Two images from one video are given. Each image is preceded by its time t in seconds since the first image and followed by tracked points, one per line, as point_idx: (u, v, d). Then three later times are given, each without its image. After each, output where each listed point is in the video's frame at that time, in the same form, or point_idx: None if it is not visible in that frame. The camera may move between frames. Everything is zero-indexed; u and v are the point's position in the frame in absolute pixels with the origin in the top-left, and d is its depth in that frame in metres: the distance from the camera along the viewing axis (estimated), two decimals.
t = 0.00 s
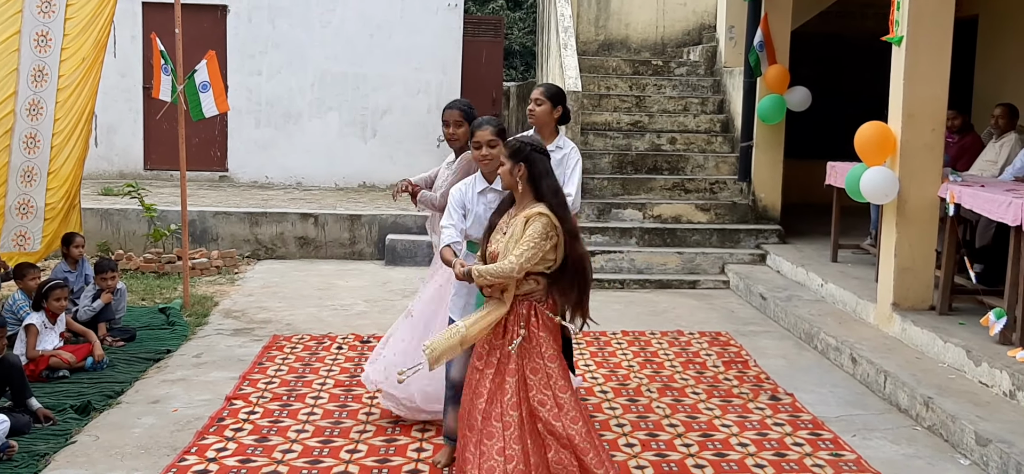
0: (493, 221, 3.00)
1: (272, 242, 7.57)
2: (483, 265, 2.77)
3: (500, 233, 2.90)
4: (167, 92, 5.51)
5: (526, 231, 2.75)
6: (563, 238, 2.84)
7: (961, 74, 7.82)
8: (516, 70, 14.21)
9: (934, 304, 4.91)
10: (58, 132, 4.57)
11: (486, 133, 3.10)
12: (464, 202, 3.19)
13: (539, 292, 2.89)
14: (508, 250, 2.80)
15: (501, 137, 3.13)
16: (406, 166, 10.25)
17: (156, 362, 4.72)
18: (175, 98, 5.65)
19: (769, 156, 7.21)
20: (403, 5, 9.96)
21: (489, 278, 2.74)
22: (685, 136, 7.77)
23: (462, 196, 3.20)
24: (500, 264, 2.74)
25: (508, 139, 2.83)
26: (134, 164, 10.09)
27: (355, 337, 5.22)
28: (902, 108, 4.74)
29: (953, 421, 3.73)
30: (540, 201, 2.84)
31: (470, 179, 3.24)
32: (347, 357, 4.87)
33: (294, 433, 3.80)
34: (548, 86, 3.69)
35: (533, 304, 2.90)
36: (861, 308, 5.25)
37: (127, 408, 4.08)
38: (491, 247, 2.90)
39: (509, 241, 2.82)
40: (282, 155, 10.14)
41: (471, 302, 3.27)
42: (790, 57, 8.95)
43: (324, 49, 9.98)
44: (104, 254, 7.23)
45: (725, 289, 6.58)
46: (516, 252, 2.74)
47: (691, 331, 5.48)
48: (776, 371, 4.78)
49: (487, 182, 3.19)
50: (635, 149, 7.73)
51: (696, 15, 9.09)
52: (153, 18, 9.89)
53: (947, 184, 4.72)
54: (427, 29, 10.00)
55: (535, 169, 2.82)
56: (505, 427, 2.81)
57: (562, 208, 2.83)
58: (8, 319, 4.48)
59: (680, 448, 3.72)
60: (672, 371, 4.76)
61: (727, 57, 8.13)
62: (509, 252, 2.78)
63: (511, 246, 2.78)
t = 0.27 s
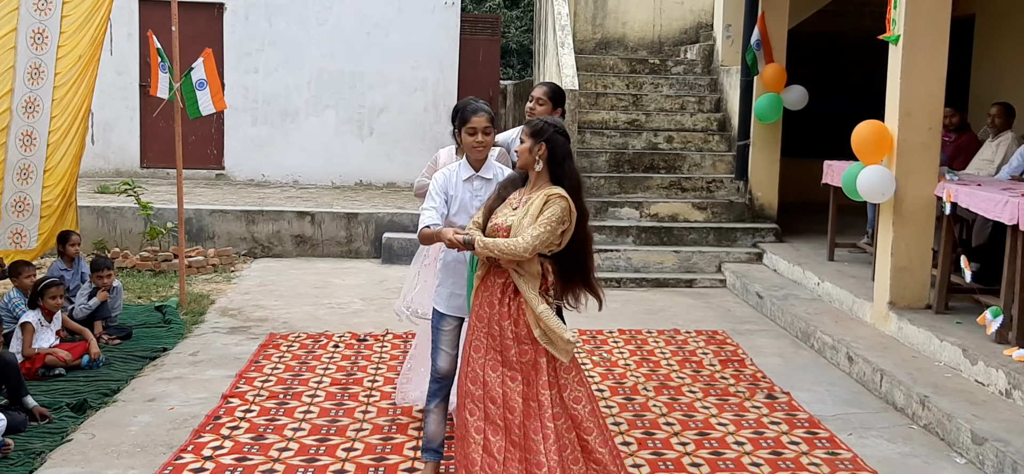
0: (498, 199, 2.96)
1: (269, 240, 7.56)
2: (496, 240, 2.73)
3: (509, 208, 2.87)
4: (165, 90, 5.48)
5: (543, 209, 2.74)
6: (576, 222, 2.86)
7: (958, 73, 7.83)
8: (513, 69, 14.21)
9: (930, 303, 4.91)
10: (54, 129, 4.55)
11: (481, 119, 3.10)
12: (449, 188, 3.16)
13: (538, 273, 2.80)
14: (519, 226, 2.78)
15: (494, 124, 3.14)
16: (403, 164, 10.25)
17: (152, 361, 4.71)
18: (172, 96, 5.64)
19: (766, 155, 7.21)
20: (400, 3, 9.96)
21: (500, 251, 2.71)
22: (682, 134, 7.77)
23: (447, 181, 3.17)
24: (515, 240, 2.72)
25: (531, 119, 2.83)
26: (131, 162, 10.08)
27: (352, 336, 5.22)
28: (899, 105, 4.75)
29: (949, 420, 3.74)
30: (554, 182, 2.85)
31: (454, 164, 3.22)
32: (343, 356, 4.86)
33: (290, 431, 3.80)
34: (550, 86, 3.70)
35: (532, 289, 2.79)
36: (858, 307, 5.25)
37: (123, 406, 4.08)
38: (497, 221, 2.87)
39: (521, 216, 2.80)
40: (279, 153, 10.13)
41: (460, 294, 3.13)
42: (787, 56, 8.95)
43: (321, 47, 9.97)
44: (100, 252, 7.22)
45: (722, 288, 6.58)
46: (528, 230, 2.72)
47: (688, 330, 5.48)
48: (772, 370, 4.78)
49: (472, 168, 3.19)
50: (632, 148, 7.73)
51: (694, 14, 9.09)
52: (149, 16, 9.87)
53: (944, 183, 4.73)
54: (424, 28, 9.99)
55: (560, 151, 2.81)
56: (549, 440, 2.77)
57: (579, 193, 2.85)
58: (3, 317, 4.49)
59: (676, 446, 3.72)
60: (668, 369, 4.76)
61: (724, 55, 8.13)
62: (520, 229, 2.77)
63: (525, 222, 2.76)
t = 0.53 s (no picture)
0: (504, 210, 2.95)
1: (268, 237, 7.56)
2: (511, 261, 2.76)
3: (518, 222, 2.87)
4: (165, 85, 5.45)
5: (557, 229, 2.76)
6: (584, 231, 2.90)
7: (958, 70, 7.82)
8: (513, 65, 14.20)
9: (929, 300, 4.91)
10: (54, 124, 4.54)
11: (459, 125, 2.97)
12: (423, 197, 3.02)
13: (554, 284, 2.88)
14: (532, 244, 2.80)
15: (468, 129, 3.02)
16: (403, 161, 10.25)
17: (151, 357, 4.71)
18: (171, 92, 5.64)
19: (766, 152, 7.20)
20: None
21: (518, 276, 2.75)
22: (682, 131, 7.78)
23: (420, 190, 3.03)
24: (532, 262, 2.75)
25: (532, 131, 2.81)
26: (130, 158, 10.08)
27: (351, 332, 5.22)
28: (899, 103, 4.74)
29: (948, 416, 3.74)
30: (562, 195, 2.86)
31: (425, 172, 3.08)
32: (343, 352, 4.86)
33: (289, 427, 3.80)
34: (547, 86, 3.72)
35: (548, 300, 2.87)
36: (857, 304, 5.25)
37: (122, 403, 4.08)
38: (507, 235, 2.87)
39: (533, 232, 2.82)
40: (278, 150, 10.13)
41: (438, 301, 3.07)
42: (787, 53, 8.95)
43: (321, 44, 9.96)
44: (99, 248, 7.22)
45: (721, 285, 6.58)
46: (542, 251, 2.76)
47: (687, 327, 5.48)
48: (771, 367, 4.78)
49: (445, 175, 3.05)
50: (632, 145, 7.72)
51: (693, 11, 9.09)
52: (149, 12, 9.87)
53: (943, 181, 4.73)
54: (423, 24, 10.00)
55: (564, 162, 2.82)
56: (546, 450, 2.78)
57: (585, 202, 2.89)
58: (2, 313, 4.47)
59: (675, 443, 3.72)
60: (668, 366, 4.76)
61: (723, 52, 8.13)
62: (534, 247, 2.79)
63: (538, 240, 2.79)
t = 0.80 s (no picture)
0: (508, 201, 2.92)
1: (268, 236, 7.56)
2: (517, 238, 2.75)
3: (524, 210, 2.86)
4: (164, 86, 5.43)
5: (565, 211, 2.77)
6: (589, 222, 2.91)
7: (957, 69, 7.82)
8: (513, 64, 14.19)
9: (928, 299, 4.92)
10: (53, 124, 4.53)
11: (448, 121, 2.95)
12: (411, 194, 3.01)
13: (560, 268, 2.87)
14: (540, 228, 2.80)
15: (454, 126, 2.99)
16: (403, 160, 10.25)
17: (150, 356, 4.72)
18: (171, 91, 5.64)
19: (766, 150, 7.21)
20: None
21: (526, 250, 2.74)
22: (681, 130, 7.78)
23: (408, 187, 3.01)
24: (540, 239, 2.74)
25: (538, 124, 2.80)
26: (130, 157, 10.08)
27: (350, 332, 5.23)
28: (898, 102, 4.74)
29: (946, 416, 3.74)
30: (565, 185, 2.87)
31: (409, 169, 3.06)
32: (342, 351, 4.87)
33: (288, 427, 3.81)
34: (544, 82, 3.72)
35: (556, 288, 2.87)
36: (856, 303, 5.26)
37: (121, 402, 4.08)
38: (513, 226, 2.86)
39: (540, 218, 2.82)
40: (278, 149, 10.13)
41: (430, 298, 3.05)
42: (786, 52, 8.95)
43: (320, 42, 9.96)
44: (99, 247, 7.22)
45: (720, 284, 6.59)
46: (550, 231, 2.75)
47: (686, 326, 5.48)
48: (769, 366, 4.78)
49: (432, 172, 3.04)
50: (631, 144, 7.72)
51: (693, 10, 9.09)
52: (148, 11, 9.87)
53: (941, 180, 4.74)
54: (423, 23, 10.01)
55: (571, 155, 2.82)
56: (554, 441, 2.75)
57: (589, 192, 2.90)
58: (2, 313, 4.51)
59: (674, 442, 3.72)
60: (666, 366, 4.76)
61: (723, 52, 8.13)
62: (542, 230, 2.79)
63: (547, 223, 2.79)
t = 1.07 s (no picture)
0: (508, 198, 2.89)
1: (264, 232, 7.55)
2: (515, 242, 2.73)
3: (524, 210, 2.84)
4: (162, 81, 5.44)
5: (565, 213, 2.75)
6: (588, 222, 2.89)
7: (955, 66, 7.82)
8: (510, 61, 14.16)
9: (925, 296, 4.92)
10: (49, 120, 4.51)
11: (444, 117, 2.94)
12: (407, 191, 3.00)
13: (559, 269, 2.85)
14: (540, 229, 2.79)
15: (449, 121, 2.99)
16: (400, 157, 10.24)
17: (146, 353, 4.70)
18: (167, 87, 5.62)
19: (763, 146, 7.23)
20: None
21: (526, 254, 2.72)
22: (679, 127, 7.78)
23: (404, 184, 3.00)
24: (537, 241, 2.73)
25: (543, 121, 2.81)
26: (126, 153, 10.06)
27: (347, 328, 5.21)
28: (895, 99, 4.74)
29: (944, 413, 3.74)
30: (566, 184, 2.86)
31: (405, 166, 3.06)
32: (339, 348, 4.86)
33: (285, 423, 3.80)
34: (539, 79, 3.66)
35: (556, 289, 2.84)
36: (853, 300, 5.25)
37: (117, 399, 4.07)
38: (513, 224, 2.84)
39: (540, 218, 2.80)
40: (275, 146, 10.11)
41: (438, 297, 3.04)
42: (784, 49, 8.93)
43: (318, 39, 9.94)
44: (95, 244, 7.21)
45: (718, 281, 6.58)
46: (549, 232, 2.74)
47: (683, 323, 5.47)
48: (767, 363, 4.78)
49: (428, 168, 3.03)
50: (628, 141, 7.72)
51: (690, 7, 9.07)
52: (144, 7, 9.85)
53: (939, 177, 4.73)
54: (420, 19, 10.00)
55: (575, 153, 2.82)
56: (554, 439, 2.74)
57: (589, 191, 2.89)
58: None
59: (671, 439, 3.71)
60: (664, 362, 4.76)
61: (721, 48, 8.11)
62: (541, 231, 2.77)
63: (546, 224, 2.77)
